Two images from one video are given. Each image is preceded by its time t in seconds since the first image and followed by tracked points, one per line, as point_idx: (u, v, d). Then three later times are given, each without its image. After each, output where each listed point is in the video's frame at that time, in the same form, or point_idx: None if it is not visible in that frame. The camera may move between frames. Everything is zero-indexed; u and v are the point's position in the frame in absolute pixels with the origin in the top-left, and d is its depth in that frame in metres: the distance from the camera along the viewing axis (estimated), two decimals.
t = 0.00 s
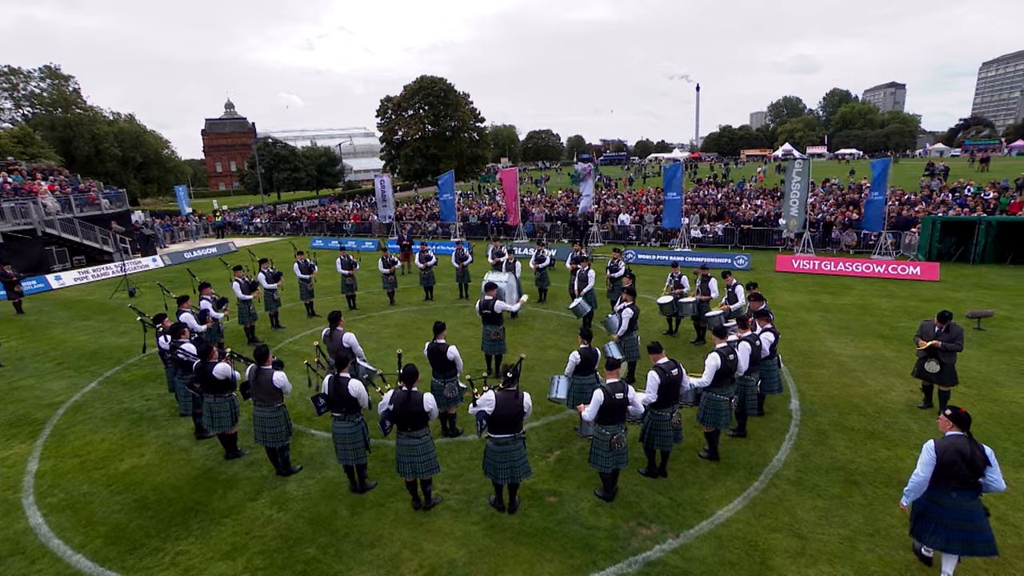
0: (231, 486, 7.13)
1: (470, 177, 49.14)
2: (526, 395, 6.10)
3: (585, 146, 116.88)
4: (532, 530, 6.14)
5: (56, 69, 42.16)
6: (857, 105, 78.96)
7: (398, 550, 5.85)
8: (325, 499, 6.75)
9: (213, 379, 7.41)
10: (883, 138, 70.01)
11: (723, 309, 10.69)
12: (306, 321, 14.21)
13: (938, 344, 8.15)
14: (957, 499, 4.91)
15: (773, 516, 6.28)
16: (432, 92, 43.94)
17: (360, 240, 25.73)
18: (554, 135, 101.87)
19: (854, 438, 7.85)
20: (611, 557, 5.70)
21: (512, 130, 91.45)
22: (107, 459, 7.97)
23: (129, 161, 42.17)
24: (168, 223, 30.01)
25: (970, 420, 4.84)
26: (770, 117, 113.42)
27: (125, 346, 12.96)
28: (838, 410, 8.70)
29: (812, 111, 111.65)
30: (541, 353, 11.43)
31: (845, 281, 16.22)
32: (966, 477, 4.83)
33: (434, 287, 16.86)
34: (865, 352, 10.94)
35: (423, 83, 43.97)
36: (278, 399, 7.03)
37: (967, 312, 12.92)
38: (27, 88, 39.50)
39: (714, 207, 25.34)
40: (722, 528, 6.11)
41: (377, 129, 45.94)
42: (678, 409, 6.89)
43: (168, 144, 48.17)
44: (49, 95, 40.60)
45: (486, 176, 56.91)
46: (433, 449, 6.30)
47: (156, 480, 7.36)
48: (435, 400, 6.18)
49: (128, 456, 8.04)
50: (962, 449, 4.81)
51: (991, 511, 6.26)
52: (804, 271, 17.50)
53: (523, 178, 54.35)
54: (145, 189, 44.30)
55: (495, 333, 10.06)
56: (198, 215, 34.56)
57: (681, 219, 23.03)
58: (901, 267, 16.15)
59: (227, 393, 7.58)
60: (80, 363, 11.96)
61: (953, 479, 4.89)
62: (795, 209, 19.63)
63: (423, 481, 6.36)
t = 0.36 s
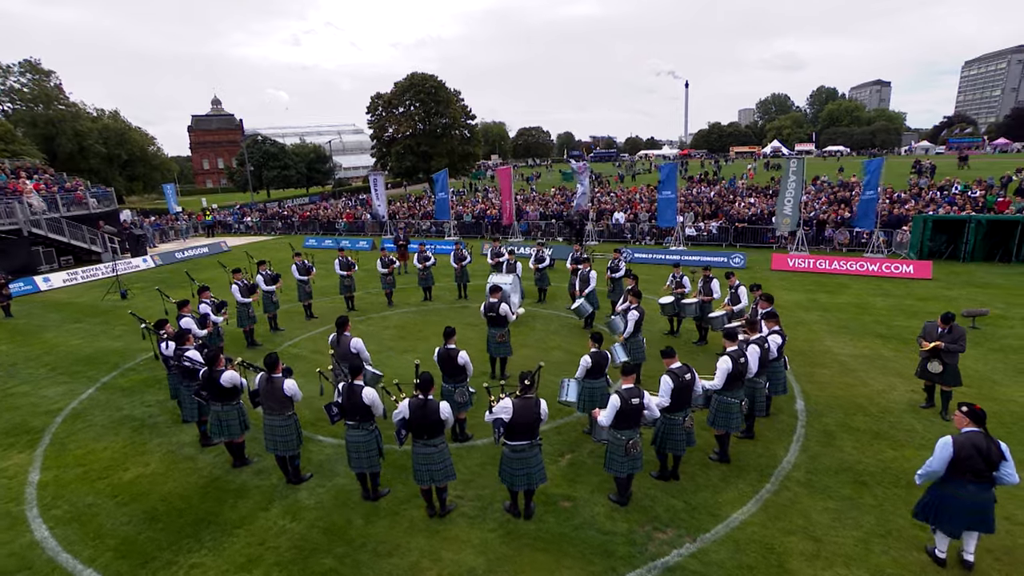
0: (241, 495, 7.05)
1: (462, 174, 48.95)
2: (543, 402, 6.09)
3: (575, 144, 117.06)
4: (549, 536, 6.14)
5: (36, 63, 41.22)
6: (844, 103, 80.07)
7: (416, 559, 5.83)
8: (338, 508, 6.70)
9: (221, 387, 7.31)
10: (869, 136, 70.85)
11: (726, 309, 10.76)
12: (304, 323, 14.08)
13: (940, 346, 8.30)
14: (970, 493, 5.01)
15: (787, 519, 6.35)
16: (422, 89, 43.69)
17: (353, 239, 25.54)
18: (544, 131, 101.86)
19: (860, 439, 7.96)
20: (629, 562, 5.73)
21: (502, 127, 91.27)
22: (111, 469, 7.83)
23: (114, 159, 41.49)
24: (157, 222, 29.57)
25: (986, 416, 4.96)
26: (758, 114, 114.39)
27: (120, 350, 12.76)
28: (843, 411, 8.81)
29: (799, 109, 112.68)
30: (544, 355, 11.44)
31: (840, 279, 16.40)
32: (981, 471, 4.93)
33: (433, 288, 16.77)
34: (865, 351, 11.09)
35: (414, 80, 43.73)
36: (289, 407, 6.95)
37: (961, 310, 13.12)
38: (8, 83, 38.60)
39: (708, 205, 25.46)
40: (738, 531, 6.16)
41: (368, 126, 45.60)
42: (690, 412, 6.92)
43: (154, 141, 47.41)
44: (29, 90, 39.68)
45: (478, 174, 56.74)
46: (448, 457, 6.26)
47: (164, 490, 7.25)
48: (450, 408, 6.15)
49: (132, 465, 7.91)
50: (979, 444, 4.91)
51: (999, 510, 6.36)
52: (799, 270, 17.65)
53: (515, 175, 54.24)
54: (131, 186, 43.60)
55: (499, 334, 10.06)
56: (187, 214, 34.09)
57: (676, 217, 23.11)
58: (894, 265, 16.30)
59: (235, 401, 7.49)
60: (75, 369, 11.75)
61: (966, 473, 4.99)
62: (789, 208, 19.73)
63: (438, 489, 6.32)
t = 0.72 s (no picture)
0: (256, 503, 6.99)
1: (456, 173, 48.87)
2: (564, 408, 6.09)
3: (567, 142, 117.27)
4: (571, 542, 6.16)
5: (21, 60, 40.51)
6: (834, 102, 81.13)
7: (440, 567, 5.83)
8: (356, 515, 6.67)
9: (234, 395, 7.24)
10: (859, 134, 71.64)
11: (732, 311, 10.81)
12: (307, 325, 13.98)
13: (948, 347, 8.43)
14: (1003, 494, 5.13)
15: (804, 522, 6.43)
16: (416, 87, 43.48)
17: (350, 239, 25.40)
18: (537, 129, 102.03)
19: (870, 439, 8.06)
20: (652, 567, 5.77)
21: (494, 125, 91.20)
22: (120, 478, 7.71)
23: (103, 157, 40.97)
24: (149, 222, 29.24)
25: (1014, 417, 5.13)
26: (750, 112, 115.41)
27: (120, 355, 12.59)
28: (851, 411, 8.91)
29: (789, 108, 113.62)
30: (551, 357, 11.45)
31: (839, 279, 16.55)
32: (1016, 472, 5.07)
33: (434, 289, 16.71)
34: (868, 351, 11.21)
35: (407, 78, 43.54)
36: (304, 415, 6.90)
37: (958, 309, 13.31)
38: None
39: (704, 204, 25.57)
40: (757, 535, 6.22)
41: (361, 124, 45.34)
42: (706, 417, 6.96)
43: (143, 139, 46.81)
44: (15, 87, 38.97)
45: (471, 172, 56.63)
46: (469, 464, 6.26)
47: (176, 499, 7.16)
48: (471, 416, 6.13)
49: (141, 474, 7.80)
50: (1015, 444, 5.04)
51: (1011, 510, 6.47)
52: (798, 269, 17.77)
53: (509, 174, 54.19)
54: (120, 185, 43.06)
55: (507, 337, 9.98)
56: (179, 213, 33.75)
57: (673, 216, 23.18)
58: (892, 265, 16.44)
59: (248, 408, 7.41)
60: (75, 374, 11.59)
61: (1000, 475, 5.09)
62: (786, 207, 19.82)
63: (459, 496, 6.32)
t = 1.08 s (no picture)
0: (268, 513, 6.89)
1: (445, 173, 48.74)
2: (583, 413, 6.12)
3: (554, 142, 117.57)
4: (590, 547, 6.19)
5: None
6: (817, 102, 82.37)
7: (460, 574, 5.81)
8: (372, 524, 6.62)
9: (244, 404, 7.12)
10: (842, 135, 72.84)
11: (734, 313, 10.90)
12: (305, 329, 13.84)
13: (948, 348, 8.60)
14: None
15: (818, 523, 6.53)
16: (405, 87, 43.23)
17: (342, 241, 25.22)
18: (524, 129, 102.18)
19: (875, 440, 8.21)
20: (672, 571, 5.81)
21: (482, 125, 91.21)
22: (124, 490, 7.55)
23: (84, 157, 40.17)
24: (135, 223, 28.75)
25: None
26: (735, 113, 116.71)
27: (114, 361, 12.35)
28: (853, 412, 9.05)
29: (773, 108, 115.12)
30: (554, 360, 11.46)
31: (831, 279, 16.78)
32: None
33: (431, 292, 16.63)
34: (865, 351, 11.39)
35: (396, 78, 43.28)
36: (316, 423, 6.81)
37: (950, 309, 13.59)
38: None
39: (696, 205, 25.77)
40: (772, 536, 6.31)
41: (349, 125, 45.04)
42: (719, 420, 7.02)
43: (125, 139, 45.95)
44: None
45: (461, 173, 56.53)
46: (487, 471, 6.25)
47: (185, 511, 7.02)
48: (490, 423, 6.11)
49: (146, 485, 7.64)
50: None
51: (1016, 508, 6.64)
52: (791, 270, 17.96)
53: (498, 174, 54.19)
54: (103, 185, 42.26)
55: (512, 341, 9.94)
56: (165, 215, 33.21)
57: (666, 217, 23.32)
58: (882, 265, 16.70)
59: (257, 417, 7.30)
60: (68, 382, 11.33)
61: None
62: (778, 208, 20.03)
63: (476, 503, 6.30)
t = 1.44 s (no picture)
0: (283, 522, 6.84)
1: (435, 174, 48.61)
2: (602, 418, 6.16)
3: (543, 142, 117.74)
4: (610, 550, 6.24)
5: None
6: (803, 103, 83.46)
7: None
8: (390, 531, 6.61)
9: (257, 412, 7.07)
10: (827, 136, 73.94)
11: (736, 314, 11.03)
12: (304, 333, 13.73)
13: (948, 348, 8.78)
14: None
15: (831, 522, 6.65)
16: (394, 88, 43.02)
17: (336, 243, 25.07)
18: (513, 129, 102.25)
19: (879, 439, 8.38)
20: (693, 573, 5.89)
21: (471, 125, 91.08)
22: (133, 500, 7.44)
23: (67, 157, 39.52)
24: (123, 226, 28.32)
25: None
26: (721, 113, 117.88)
27: (111, 368, 12.14)
28: (856, 411, 9.21)
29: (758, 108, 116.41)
30: (558, 362, 11.50)
31: (825, 279, 17.02)
32: None
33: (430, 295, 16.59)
34: (864, 351, 11.59)
35: (385, 79, 43.06)
36: (332, 430, 6.76)
37: (942, 308, 13.86)
38: None
39: (688, 206, 25.99)
40: (788, 537, 6.42)
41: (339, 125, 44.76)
42: (732, 423, 7.12)
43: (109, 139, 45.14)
44: None
45: (451, 173, 56.42)
46: (507, 477, 6.27)
47: (198, 521, 6.94)
48: (510, 429, 6.13)
49: (155, 495, 7.53)
50: None
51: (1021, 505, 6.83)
52: (785, 271, 18.13)
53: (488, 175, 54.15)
54: (86, 186, 41.54)
55: (520, 345, 9.98)
56: (152, 217, 32.72)
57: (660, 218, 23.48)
58: (874, 266, 16.98)
59: (270, 425, 7.24)
60: (65, 390, 11.11)
61: None
62: (771, 209, 20.24)
63: (496, 509, 6.32)
